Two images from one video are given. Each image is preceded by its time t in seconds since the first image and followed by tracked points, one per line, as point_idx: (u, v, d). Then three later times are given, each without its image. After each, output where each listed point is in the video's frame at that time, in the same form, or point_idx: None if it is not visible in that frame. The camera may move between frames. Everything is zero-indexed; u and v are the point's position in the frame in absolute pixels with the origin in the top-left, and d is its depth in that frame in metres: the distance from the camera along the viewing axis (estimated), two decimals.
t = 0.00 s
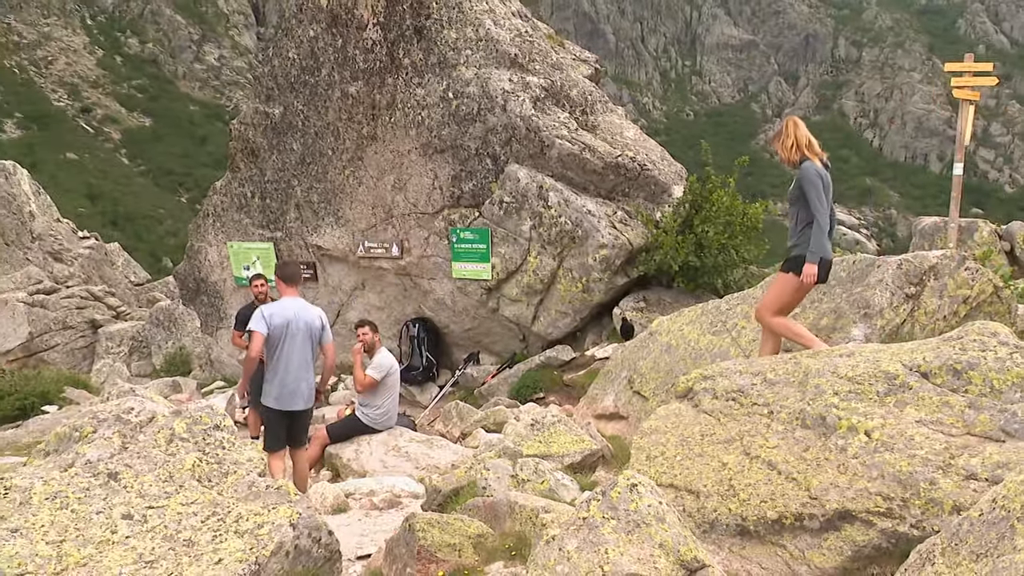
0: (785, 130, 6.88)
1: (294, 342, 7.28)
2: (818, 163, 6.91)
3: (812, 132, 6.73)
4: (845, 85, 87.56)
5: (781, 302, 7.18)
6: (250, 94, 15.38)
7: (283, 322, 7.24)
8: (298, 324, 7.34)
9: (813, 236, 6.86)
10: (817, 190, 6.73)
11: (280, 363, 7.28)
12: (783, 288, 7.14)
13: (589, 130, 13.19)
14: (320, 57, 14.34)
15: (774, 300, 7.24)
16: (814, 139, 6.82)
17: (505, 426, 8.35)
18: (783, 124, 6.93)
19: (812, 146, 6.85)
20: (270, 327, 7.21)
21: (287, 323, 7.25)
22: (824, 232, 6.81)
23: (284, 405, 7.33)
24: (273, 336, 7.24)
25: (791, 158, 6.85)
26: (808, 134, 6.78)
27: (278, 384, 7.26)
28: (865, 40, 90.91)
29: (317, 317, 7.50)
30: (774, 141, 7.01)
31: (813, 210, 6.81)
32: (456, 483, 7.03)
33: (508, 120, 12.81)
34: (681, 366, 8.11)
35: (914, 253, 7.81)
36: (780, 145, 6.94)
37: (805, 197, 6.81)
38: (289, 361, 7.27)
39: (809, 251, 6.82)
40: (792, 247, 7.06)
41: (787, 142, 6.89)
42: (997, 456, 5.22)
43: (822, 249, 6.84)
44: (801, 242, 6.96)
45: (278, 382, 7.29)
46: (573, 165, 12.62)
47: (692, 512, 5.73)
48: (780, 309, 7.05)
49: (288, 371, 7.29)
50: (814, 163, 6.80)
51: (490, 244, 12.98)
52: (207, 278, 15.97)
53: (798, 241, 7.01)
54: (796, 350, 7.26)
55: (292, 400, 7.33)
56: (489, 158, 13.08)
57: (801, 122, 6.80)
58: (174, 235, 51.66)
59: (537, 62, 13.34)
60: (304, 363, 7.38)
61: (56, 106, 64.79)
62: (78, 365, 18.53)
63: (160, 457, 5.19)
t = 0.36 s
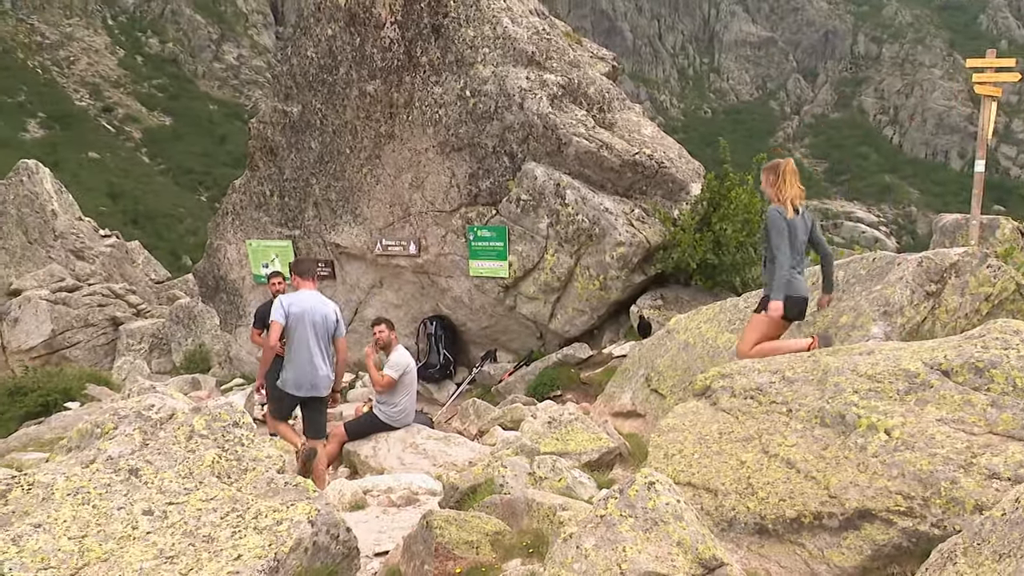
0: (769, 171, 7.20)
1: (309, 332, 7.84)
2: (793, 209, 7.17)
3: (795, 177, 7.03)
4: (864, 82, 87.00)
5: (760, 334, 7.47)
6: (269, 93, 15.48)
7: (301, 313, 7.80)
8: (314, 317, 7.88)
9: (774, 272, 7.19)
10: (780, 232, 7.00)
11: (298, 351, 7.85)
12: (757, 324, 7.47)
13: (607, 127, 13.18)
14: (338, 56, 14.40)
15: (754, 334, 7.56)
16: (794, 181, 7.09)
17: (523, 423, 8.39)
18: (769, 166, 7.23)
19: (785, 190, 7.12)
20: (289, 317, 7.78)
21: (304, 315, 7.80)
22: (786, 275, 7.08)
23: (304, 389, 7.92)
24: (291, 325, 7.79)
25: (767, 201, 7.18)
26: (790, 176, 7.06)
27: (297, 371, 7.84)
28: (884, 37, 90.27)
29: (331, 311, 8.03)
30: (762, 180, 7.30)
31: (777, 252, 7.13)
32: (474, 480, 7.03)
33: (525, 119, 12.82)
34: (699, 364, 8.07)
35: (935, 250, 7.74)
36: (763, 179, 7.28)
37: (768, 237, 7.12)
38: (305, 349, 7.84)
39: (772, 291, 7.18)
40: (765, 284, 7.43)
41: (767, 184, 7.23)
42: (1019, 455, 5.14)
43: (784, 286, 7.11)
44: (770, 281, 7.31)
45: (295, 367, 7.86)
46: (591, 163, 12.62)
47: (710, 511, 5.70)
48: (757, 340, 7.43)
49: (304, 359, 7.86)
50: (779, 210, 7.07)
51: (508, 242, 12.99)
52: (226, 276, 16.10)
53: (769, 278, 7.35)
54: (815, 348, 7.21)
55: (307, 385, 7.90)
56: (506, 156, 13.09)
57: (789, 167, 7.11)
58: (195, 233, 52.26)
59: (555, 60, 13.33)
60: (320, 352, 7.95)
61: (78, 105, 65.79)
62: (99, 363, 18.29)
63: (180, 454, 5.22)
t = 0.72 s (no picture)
0: (778, 153, 7.10)
1: (305, 328, 7.65)
2: (795, 191, 7.06)
3: (802, 163, 6.92)
4: (882, 74, 86.33)
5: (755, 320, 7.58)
6: (287, 87, 15.56)
7: (296, 308, 7.61)
8: (308, 312, 7.71)
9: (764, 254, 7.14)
10: (770, 213, 6.93)
11: (296, 349, 7.65)
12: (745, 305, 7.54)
13: (624, 121, 13.15)
14: (355, 51, 14.45)
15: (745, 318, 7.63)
16: (800, 166, 6.98)
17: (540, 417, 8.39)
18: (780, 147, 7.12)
19: (791, 173, 7.02)
20: (283, 314, 7.58)
21: (299, 310, 7.62)
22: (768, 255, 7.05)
23: (301, 385, 7.69)
24: (287, 322, 7.59)
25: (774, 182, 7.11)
26: (797, 161, 6.95)
27: (295, 366, 7.62)
28: (903, 28, 89.51)
29: (324, 306, 7.88)
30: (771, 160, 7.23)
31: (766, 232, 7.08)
32: (491, 473, 7.02)
33: (542, 112, 12.80)
34: (717, 357, 8.04)
35: (956, 243, 7.70)
36: (770, 163, 7.17)
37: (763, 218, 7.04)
38: (302, 345, 7.65)
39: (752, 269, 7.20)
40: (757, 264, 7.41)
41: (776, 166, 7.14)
42: None
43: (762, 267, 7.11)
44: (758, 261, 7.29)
45: (292, 364, 7.64)
46: (608, 156, 12.59)
47: (728, 505, 5.67)
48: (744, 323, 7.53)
49: (301, 355, 7.65)
50: (775, 190, 6.98)
51: (525, 235, 12.99)
52: (244, 271, 16.21)
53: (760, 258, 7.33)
54: (835, 342, 7.17)
55: (306, 381, 7.68)
56: (523, 149, 13.08)
57: (796, 150, 6.97)
58: (213, 228, 52.67)
59: (572, 53, 13.30)
60: (317, 348, 7.76)
61: (98, 101, 66.60)
62: (120, 356, 18.86)
63: (200, 447, 5.26)
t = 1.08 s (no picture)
0: (776, 152, 7.15)
1: (271, 319, 7.98)
2: (795, 189, 7.09)
3: (800, 159, 6.96)
4: (898, 64, 85.67)
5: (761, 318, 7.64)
6: (301, 81, 15.65)
7: (260, 301, 7.94)
8: (274, 303, 8.01)
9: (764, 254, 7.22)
10: (769, 215, 7.01)
11: (263, 339, 8.02)
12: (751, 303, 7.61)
13: (638, 112, 13.10)
14: (369, 43, 14.50)
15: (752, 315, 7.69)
16: (796, 164, 7.01)
17: (554, 410, 8.40)
18: (778, 145, 7.17)
19: (790, 170, 7.06)
20: (249, 308, 7.94)
21: (263, 303, 7.95)
22: (768, 254, 7.13)
23: (273, 373, 8.08)
24: (252, 314, 7.95)
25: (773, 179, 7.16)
26: (793, 158, 6.96)
27: (263, 356, 8.01)
28: (920, 18, 88.78)
29: (292, 295, 8.14)
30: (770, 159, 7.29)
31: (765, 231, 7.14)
32: (505, 466, 7.04)
33: (555, 104, 12.77)
34: (732, 349, 8.00)
35: (975, 234, 7.58)
36: (768, 162, 7.24)
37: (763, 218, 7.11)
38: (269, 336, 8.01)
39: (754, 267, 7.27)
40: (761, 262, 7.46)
41: (774, 163, 7.20)
42: None
43: (762, 265, 7.19)
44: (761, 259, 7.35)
45: (263, 354, 8.05)
46: (622, 148, 12.54)
47: (743, 497, 5.59)
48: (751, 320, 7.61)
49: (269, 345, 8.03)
50: (774, 189, 7.04)
51: (538, 228, 12.97)
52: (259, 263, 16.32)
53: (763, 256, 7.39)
54: (851, 334, 7.14)
55: (276, 369, 8.07)
56: (536, 142, 13.05)
57: (790, 147, 7.03)
58: (227, 221, 52.89)
59: (585, 45, 13.27)
60: (285, 337, 8.10)
61: (114, 95, 67.21)
62: (136, 349, 18.81)
63: (215, 438, 5.27)
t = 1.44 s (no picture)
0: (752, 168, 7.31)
1: (255, 316, 8.39)
2: (777, 202, 7.23)
3: (776, 171, 7.13)
4: (909, 62, 85.29)
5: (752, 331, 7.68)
6: (311, 81, 15.71)
7: (246, 299, 8.36)
8: (260, 301, 8.41)
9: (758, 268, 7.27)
10: (763, 228, 7.08)
11: (247, 335, 8.46)
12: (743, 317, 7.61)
13: (648, 111, 13.08)
14: (378, 43, 14.54)
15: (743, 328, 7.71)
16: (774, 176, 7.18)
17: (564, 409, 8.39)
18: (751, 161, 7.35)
19: (770, 183, 7.22)
20: (235, 305, 8.36)
21: (248, 301, 8.36)
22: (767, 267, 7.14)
23: (253, 368, 8.49)
24: (237, 311, 8.38)
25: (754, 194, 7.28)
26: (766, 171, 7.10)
27: (244, 351, 8.43)
28: (931, 16, 88.38)
29: (279, 295, 8.53)
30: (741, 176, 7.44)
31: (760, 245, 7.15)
32: (515, 465, 7.03)
33: (565, 103, 12.76)
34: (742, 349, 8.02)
35: (988, 233, 7.54)
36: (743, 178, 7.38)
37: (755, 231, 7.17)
38: (251, 332, 8.43)
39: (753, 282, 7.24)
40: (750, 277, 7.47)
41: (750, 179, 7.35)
42: None
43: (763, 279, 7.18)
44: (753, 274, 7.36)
45: (245, 349, 8.47)
46: (631, 147, 12.52)
47: (754, 497, 5.56)
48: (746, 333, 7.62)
49: (251, 341, 8.45)
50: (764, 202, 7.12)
51: (548, 227, 12.95)
52: (269, 263, 16.40)
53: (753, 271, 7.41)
54: (863, 333, 7.11)
55: (256, 364, 8.47)
56: (546, 141, 13.04)
57: (762, 161, 7.20)
58: (238, 221, 53.07)
59: (595, 44, 13.26)
60: (267, 334, 8.51)
61: (125, 96, 67.65)
62: (148, 349, 18.65)
63: (226, 438, 5.29)
